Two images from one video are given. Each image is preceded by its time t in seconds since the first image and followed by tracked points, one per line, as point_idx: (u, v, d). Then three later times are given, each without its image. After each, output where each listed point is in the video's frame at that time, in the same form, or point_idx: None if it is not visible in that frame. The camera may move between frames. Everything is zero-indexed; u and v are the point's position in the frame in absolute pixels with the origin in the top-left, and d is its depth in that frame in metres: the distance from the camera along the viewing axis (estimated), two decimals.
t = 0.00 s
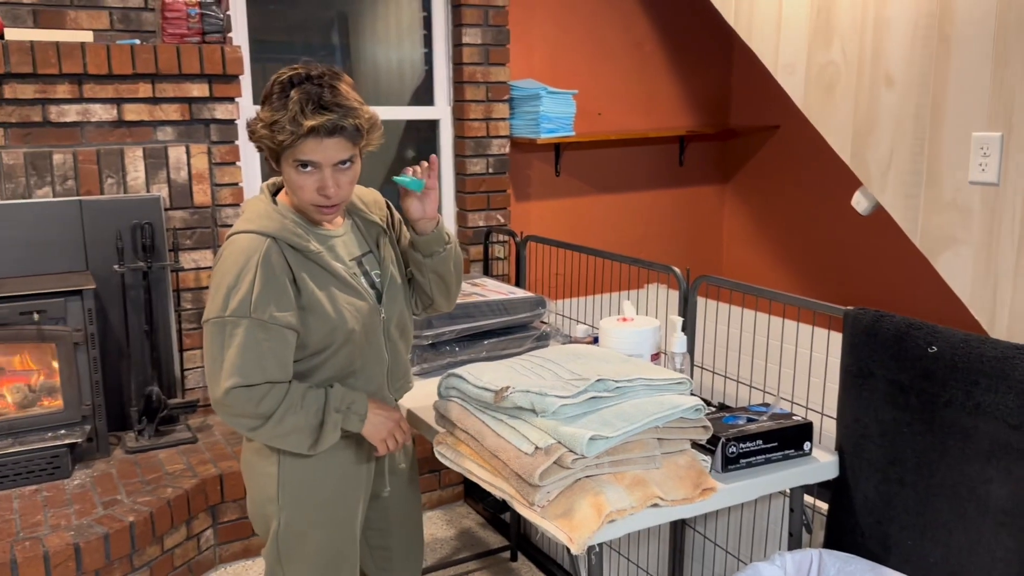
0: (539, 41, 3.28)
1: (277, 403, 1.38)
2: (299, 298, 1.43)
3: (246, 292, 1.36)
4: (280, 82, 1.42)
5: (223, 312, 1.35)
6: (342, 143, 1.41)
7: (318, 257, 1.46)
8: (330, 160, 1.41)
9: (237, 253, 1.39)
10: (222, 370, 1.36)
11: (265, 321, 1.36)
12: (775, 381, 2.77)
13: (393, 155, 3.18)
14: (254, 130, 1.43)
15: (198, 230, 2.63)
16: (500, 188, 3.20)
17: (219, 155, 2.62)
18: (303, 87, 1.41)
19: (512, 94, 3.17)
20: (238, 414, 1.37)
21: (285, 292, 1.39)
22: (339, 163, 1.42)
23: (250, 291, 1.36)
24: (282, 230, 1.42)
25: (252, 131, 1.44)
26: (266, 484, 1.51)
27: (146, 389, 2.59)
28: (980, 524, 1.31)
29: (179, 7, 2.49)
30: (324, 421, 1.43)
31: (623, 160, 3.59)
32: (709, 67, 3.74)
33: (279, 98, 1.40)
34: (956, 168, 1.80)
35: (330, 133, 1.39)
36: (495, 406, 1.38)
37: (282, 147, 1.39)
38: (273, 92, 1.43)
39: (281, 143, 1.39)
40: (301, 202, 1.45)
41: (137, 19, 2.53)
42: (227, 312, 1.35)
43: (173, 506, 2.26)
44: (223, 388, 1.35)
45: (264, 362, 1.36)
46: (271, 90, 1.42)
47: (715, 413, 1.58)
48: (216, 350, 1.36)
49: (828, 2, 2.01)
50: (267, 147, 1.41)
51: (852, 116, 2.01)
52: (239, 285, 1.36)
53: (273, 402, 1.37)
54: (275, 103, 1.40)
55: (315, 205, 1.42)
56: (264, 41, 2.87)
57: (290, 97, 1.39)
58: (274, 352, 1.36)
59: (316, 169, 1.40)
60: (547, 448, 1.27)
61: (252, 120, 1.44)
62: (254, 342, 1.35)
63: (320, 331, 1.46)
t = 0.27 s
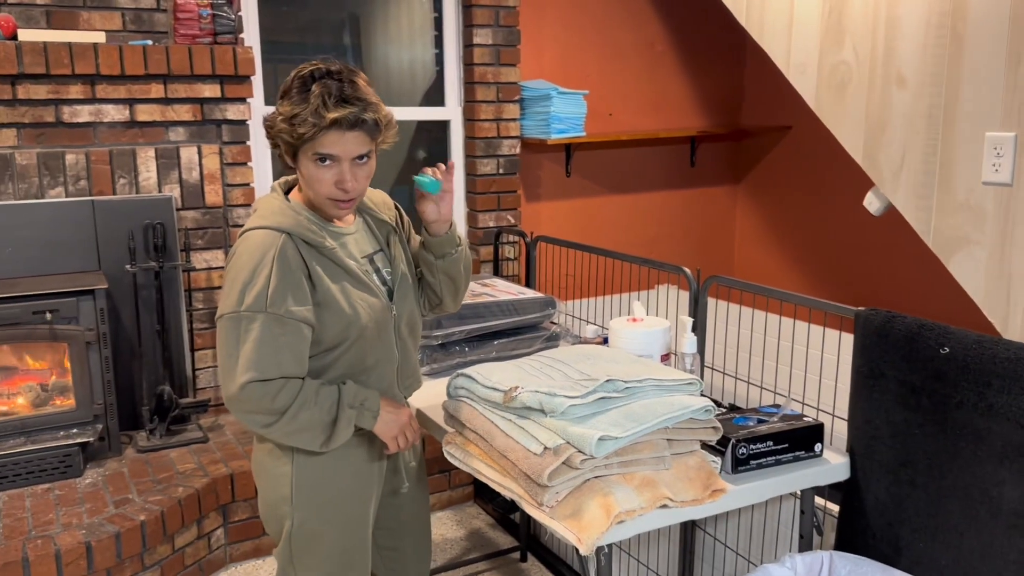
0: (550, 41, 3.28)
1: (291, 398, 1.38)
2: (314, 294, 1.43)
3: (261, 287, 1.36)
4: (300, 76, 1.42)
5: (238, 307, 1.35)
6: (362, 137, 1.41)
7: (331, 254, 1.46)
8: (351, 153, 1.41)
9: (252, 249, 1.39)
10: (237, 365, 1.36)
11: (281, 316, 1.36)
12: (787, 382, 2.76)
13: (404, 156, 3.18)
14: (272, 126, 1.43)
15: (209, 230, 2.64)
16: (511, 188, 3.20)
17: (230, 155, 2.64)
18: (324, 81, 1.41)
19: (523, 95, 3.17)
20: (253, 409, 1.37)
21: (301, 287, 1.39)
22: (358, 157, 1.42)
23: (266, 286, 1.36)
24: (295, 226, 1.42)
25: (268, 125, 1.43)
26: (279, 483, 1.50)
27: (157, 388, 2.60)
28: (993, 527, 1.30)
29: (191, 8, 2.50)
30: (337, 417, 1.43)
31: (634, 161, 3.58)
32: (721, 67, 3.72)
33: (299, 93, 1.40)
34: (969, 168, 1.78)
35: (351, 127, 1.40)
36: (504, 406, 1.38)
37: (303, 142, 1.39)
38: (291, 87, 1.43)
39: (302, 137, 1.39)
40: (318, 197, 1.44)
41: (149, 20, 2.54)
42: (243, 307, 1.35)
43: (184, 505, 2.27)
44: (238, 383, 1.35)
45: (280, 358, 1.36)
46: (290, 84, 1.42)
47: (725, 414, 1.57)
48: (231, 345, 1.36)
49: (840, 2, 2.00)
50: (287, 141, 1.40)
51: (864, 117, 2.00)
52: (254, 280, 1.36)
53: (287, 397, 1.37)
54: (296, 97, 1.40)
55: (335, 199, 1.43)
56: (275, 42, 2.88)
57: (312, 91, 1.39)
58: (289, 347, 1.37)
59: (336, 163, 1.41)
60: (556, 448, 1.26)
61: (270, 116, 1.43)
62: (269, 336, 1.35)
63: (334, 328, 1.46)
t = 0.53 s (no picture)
0: (558, 42, 3.27)
1: (309, 392, 1.38)
2: (334, 289, 1.44)
3: (281, 281, 1.36)
4: (359, 71, 1.43)
5: (258, 301, 1.36)
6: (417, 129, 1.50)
7: (350, 248, 1.46)
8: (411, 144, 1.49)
9: (272, 243, 1.40)
10: (257, 358, 1.36)
11: (301, 310, 1.36)
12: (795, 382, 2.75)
13: (412, 156, 3.18)
14: (340, 121, 1.40)
15: (218, 231, 2.65)
16: (518, 189, 3.20)
17: (239, 156, 2.64)
18: (385, 76, 1.45)
19: (530, 95, 3.17)
20: (271, 403, 1.37)
21: (321, 281, 1.40)
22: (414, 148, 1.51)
23: (287, 280, 1.36)
24: (321, 220, 1.43)
25: (329, 116, 1.40)
26: (293, 479, 1.50)
27: (166, 388, 2.61)
28: (1003, 528, 1.29)
29: (200, 9, 2.51)
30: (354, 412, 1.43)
31: (642, 161, 3.57)
32: (729, 68, 3.71)
33: (368, 86, 1.42)
34: (979, 168, 1.77)
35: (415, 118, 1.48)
36: (511, 407, 1.37)
37: (383, 134, 1.42)
38: (347, 82, 1.42)
39: (386, 129, 1.42)
40: (377, 190, 1.46)
41: (158, 21, 2.55)
42: (263, 301, 1.35)
43: (193, 505, 2.27)
44: (257, 376, 1.35)
45: (299, 352, 1.36)
46: (349, 78, 1.42)
47: (733, 415, 1.57)
48: (250, 338, 1.36)
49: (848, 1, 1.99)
50: (367, 135, 1.41)
51: (872, 116, 1.99)
52: (274, 274, 1.37)
53: (305, 392, 1.38)
54: (371, 91, 1.41)
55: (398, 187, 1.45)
56: (283, 43, 2.88)
57: (387, 85, 1.43)
58: (309, 342, 1.37)
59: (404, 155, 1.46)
60: (564, 449, 1.26)
61: (336, 111, 1.40)
62: (289, 330, 1.35)
63: (353, 324, 1.46)
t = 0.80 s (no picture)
0: (560, 42, 3.27)
1: (354, 365, 1.45)
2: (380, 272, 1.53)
3: (343, 256, 1.44)
4: (409, 72, 1.55)
5: (319, 272, 1.42)
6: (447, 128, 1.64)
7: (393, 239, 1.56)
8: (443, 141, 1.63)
9: (330, 220, 1.47)
10: (310, 327, 1.41)
11: (359, 285, 1.44)
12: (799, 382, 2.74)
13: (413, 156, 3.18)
14: (398, 116, 1.51)
15: (219, 232, 2.64)
16: (520, 189, 3.20)
17: (240, 157, 2.64)
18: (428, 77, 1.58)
19: (532, 95, 3.16)
20: (316, 371, 1.42)
21: (373, 263, 1.48)
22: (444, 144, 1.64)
23: (346, 256, 1.44)
24: (374, 206, 1.53)
25: (388, 112, 1.50)
26: (308, 466, 1.54)
27: (167, 389, 2.60)
28: (1007, 529, 1.28)
29: (201, 9, 2.51)
30: (388, 389, 1.50)
31: (645, 161, 3.57)
32: (731, 67, 3.71)
33: (420, 87, 1.54)
34: (982, 167, 1.76)
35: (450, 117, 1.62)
36: (513, 407, 1.37)
37: (432, 130, 1.54)
38: (400, 80, 1.53)
39: (436, 125, 1.55)
40: (418, 181, 1.59)
41: (159, 22, 2.55)
42: (325, 273, 1.41)
43: (195, 505, 2.27)
44: (312, 343, 1.40)
45: (353, 324, 1.43)
46: (403, 78, 1.54)
47: (736, 416, 1.56)
48: (305, 307, 1.41)
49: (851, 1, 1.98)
50: (422, 129, 1.53)
51: (875, 116, 1.98)
52: (336, 249, 1.44)
53: (351, 364, 1.44)
54: (423, 90, 1.54)
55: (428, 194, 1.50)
56: (285, 43, 2.88)
57: (435, 86, 1.56)
58: (361, 316, 1.44)
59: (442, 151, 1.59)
60: (566, 450, 1.26)
61: (395, 107, 1.50)
62: (347, 302, 1.42)
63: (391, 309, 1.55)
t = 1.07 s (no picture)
0: (560, 41, 3.26)
1: (372, 345, 1.47)
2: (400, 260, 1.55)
3: (369, 238, 1.46)
4: (441, 75, 1.56)
5: (344, 251, 1.44)
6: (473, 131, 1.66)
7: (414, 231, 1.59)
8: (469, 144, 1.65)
9: (357, 204, 1.49)
10: (332, 303, 1.43)
11: (381, 267, 1.46)
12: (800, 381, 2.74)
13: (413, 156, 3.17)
14: (427, 116, 1.52)
15: (219, 232, 2.64)
16: (520, 188, 3.19)
17: (240, 156, 2.63)
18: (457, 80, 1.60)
19: (532, 94, 3.15)
20: (333, 346, 1.44)
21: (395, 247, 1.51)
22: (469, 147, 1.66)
23: (371, 238, 1.46)
24: (398, 196, 1.56)
25: (418, 113, 1.52)
26: (314, 452, 1.58)
27: (167, 390, 2.60)
28: (1011, 527, 1.28)
29: (200, 9, 2.50)
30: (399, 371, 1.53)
31: (645, 160, 3.56)
32: (730, 66, 3.70)
33: (451, 90, 1.55)
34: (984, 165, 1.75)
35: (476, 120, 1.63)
36: (515, 407, 1.36)
37: (459, 131, 1.56)
38: (430, 82, 1.55)
39: (463, 127, 1.56)
40: (442, 181, 1.61)
41: (158, 22, 2.54)
42: (350, 253, 1.44)
43: (195, 506, 2.26)
44: (333, 319, 1.42)
45: (373, 304, 1.45)
46: (435, 81, 1.55)
47: (739, 415, 1.56)
48: (328, 283, 1.43)
49: None
50: (450, 130, 1.54)
51: (876, 114, 1.97)
52: (363, 230, 1.46)
53: (369, 344, 1.46)
54: (452, 93, 1.55)
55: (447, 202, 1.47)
56: (284, 43, 2.87)
57: (463, 89, 1.58)
58: (381, 298, 1.47)
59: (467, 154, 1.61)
60: (569, 449, 1.25)
61: (424, 107, 1.52)
62: (369, 282, 1.45)
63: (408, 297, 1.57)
